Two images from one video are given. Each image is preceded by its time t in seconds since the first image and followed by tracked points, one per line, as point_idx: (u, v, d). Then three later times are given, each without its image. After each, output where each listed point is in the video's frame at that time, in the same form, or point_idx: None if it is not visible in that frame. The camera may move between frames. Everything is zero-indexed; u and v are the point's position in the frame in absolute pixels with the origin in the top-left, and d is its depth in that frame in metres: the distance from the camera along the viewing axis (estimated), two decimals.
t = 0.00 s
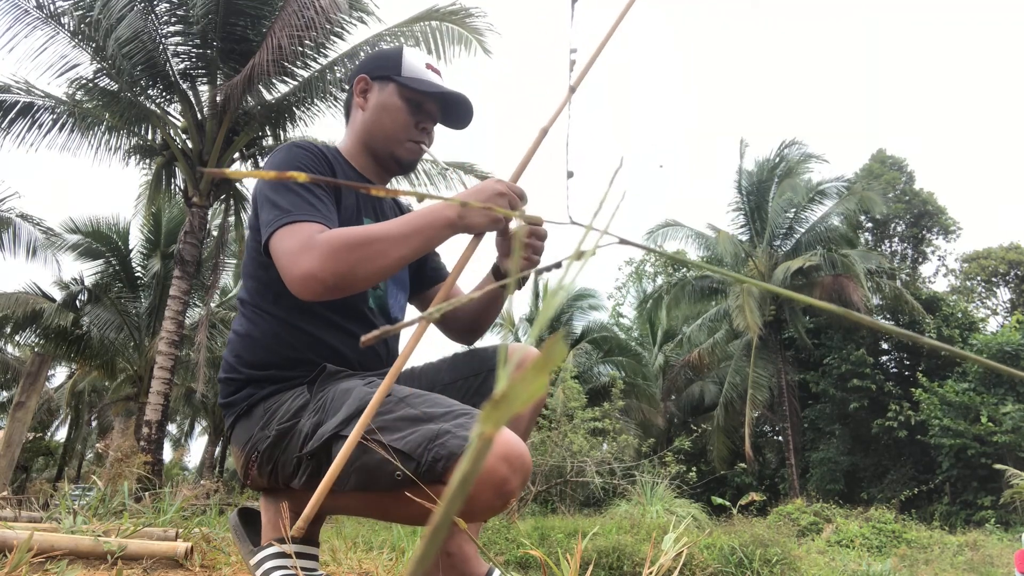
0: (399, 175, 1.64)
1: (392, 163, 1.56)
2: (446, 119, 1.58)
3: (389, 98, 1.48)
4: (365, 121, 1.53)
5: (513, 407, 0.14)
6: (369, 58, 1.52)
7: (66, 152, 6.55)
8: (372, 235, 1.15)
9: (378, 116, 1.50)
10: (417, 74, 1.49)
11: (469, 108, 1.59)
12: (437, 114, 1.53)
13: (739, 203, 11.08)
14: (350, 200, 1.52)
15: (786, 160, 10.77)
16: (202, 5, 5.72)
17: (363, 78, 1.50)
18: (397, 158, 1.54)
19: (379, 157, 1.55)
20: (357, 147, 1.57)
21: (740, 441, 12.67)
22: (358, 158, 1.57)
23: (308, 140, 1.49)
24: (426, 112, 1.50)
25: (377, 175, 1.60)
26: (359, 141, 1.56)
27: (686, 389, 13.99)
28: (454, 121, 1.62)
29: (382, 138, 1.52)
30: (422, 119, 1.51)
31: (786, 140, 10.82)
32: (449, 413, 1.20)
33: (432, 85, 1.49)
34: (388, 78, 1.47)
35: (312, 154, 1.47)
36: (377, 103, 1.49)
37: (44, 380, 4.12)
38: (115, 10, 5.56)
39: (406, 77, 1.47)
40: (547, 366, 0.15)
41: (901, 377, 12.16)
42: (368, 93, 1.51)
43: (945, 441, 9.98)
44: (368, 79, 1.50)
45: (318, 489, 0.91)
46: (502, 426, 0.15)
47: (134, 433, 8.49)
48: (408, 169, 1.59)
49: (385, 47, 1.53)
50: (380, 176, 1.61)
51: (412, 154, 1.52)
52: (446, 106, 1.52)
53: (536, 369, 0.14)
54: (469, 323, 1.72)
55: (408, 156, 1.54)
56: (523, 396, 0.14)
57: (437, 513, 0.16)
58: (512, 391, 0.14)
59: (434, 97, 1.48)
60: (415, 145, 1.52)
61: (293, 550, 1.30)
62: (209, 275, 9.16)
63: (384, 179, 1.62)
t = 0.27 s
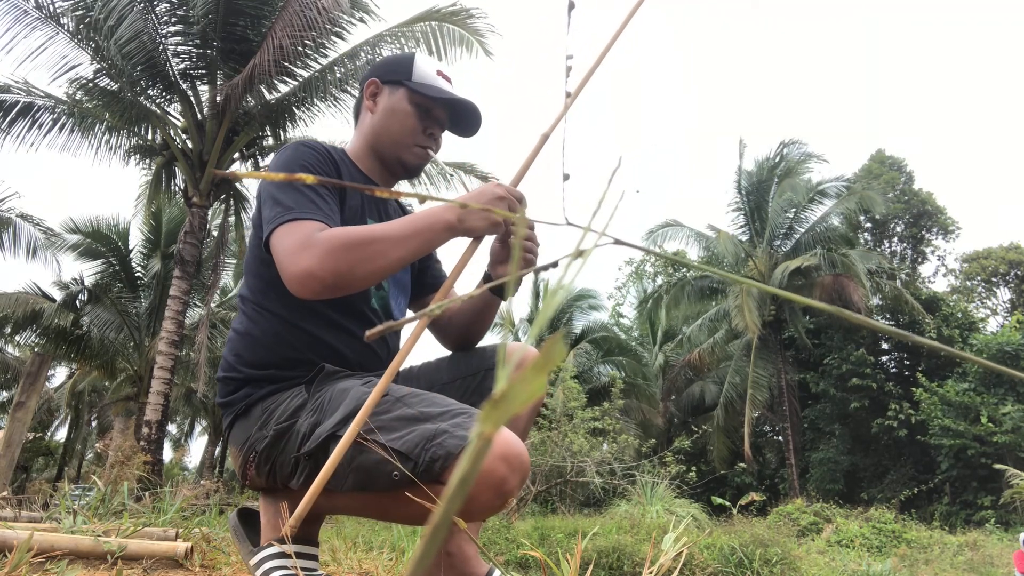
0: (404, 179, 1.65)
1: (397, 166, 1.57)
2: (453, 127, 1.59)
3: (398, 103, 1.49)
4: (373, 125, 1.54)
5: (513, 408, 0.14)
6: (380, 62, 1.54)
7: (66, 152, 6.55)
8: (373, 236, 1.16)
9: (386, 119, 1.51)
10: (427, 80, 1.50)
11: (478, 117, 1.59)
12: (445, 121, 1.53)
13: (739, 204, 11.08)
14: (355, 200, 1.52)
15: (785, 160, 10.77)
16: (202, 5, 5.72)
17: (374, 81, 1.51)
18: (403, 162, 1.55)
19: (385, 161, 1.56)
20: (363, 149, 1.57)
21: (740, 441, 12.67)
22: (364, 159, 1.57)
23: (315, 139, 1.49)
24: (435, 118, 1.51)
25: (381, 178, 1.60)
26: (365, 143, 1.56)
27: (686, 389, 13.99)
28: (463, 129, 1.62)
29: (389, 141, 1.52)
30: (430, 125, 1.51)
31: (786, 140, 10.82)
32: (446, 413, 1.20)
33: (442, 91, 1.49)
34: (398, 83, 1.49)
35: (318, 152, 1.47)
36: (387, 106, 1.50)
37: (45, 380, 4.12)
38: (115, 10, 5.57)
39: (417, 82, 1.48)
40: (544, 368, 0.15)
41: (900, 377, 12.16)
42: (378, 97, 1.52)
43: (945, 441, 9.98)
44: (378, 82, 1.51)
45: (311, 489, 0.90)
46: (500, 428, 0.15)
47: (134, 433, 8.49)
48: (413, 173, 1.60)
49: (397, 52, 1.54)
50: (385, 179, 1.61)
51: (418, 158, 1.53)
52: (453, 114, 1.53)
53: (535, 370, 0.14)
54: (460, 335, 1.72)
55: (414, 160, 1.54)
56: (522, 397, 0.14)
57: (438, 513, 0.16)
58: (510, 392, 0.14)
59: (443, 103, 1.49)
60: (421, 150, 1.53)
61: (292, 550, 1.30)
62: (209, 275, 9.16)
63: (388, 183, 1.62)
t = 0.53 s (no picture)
0: (407, 180, 1.65)
1: (400, 168, 1.57)
2: (456, 128, 1.59)
3: (402, 104, 1.49)
4: (377, 125, 1.54)
5: (510, 409, 0.14)
6: (384, 62, 1.53)
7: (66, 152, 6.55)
8: (373, 239, 1.16)
9: (389, 121, 1.51)
10: (431, 82, 1.50)
11: (482, 120, 1.60)
12: (449, 122, 1.54)
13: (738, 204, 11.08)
14: (357, 201, 1.52)
15: (785, 160, 10.77)
16: (202, 5, 5.73)
17: (378, 83, 1.51)
18: (406, 164, 1.55)
19: (388, 162, 1.56)
20: (366, 149, 1.57)
21: (740, 441, 12.67)
22: (366, 160, 1.57)
23: (318, 140, 1.49)
24: (438, 121, 1.52)
25: (383, 179, 1.61)
26: (368, 144, 1.57)
27: (686, 389, 13.99)
28: (466, 130, 1.63)
29: (392, 142, 1.53)
30: (433, 127, 1.52)
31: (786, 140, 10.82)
32: (445, 414, 1.20)
33: (446, 93, 1.49)
34: (402, 84, 1.49)
35: (321, 154, 1.46)
36: (391, 107, 1.50)
37: (45, 380, 4.12)
38: (115, 10, 5.57)
39: (421, 84, 1.48)
40: (545, 368, 0.15)
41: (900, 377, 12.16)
42: (382, 98, 1.52)
43: (945, 442, 9.98)
44: (382, 83, 1.51)
45: (310, 493, 0.90)
46: (500, 428, 0.15)
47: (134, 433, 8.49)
48: (417, 174, 1.60)
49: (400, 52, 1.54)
50: (388, 180, 1.61)
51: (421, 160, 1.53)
52: (457, 116, 1.54)
53: (534, 372, 0.14)
54: (458, 336, 1.71)
55: (417, 162, 1.55)
56: (521, 398, 0.14)
57: (436, 513, 0.16)
58: (509, 394, 0.14)
59: (447, 105, 1.49)
60: (424, 152, 1.53)
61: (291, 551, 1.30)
62: (209, 275, 9.16)
63: (391, 184, 1.63)
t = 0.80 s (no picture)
0: (407, 181, 1.66)
1: (401, 169, 1.57)
2: (457, 129, 1.59)
3: (402, 105, 1.49)
4: (378, 126, 1.54)
5: (511, 408, 0.14)
6: (384, 62, 1.53)
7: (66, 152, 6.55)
8: (374, 241, 1.16)
9: (391, 122, 1.51)
10: (432, 82, 1.50)
11: (483, 120, 1.59)
12: (450, 123, 1.54)
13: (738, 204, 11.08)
14: (358, 202, 1.52)
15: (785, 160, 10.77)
16: (202, 5, 5.73)
17: (378, 83, 1.51)
18: (407, 164, 1.55)
19: (389, 162, 1.56)
20: (367, 150, 1.57)
21: (740, 441, 12.67)
22: (368, 161, 1.57)
23: (319, 141, 1.49)
24: (440, 121, 1.52)
25: (384, 180, 1.61)
26: (369, 144, 1.57)
27: (686, 389, 13.99)
28: (467, 130, 1.62)
29: (392, 143, 1.53)
30: (434, 127, 1.52)
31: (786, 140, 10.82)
32: (445, 414, 1.20)
33: (447, 93, 1.49)
34: (402, 85, 1.49)
35: (323, 155, 1.46)
36: (391, 108, 1.50)
37: (44, 380, 4.12)
38: (115, 10, 5.57)
39: (422, 84, 1.48)
40: (545, 367, 0.15)
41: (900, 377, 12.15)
42: (382, 99, 1.52)
43: (945, 442, 9.98)
44: (383, 84, 1.51)
45: (304, 495, 0.89)
46: (501, 429, 0.15)
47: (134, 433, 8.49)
48: (418, 175, 1.61)
49: (401, 52, 1.54)
50: (389, 181, 1.62)
51: (422, 161, 1.53)
52: (458, 116, 1.54)
53: (534, 372, 0.14)
54: (456, 338, 1.72)
55: (418, 163, 1.55)
56: (523, 398, 0.14)
57: (437, 513, 0.16)
58: (510, 393, 0.14)
59: (447, 106, 1.49)
60: (425, 152, 1.54)
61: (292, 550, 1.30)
62: (208, 275, 9.16)
63: (392, 184, 1.63)
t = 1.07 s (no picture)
0: (408, 181, 1.66)
1: (401, 169, 1.57)
2: (456, 129, 1.59)
3: (402, 106, 1.49)
4: (377, 126, 1.54)
5: (509, 409, 0.14)
6: (383, 63, 1.53)
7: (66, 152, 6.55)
8: (373, 243, 1.16)
9: (390, 123, 1.51)
10: (431, 82, 1.50)
11: (482, 120, 1.60)
12: (449, 122, 1.54)
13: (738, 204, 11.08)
14: (358, 204, 1.52)
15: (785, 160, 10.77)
16: (202, 5, 5.73)
17: (377, 84, 1.51)
18: (407, 165, 1.56)
19: (388, 163, 1.57)
20: (367, 150, 1.57)
21: (740, 441, 12.66)
22: (368, 161, 1.57)
23: (319, 141, 1.49)
24: (439, 121, 1.52)
25: (384, 180, 1.61)
26: (369, 145, 1.57)
27: (686, 389, 13.99)
28: (466, 130, 1.63)
29: (392, 143, 1.53)
30: (434, 127, 1.52)
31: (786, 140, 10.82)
32: (443, 413, 1.20)
33: (446, 93, 1.49)
34: (401, 85, 1.49)
35: (323, 156, 1.46)
36: (390, 108, 1.50)
37: (45, 380, 4.12)
38: (114, 10, 5.56)
39: (420, 84, 1.48)
40: (545, 365, 0.15)
41: (900, 377, 12.15)
42: (381, 99, 1.52)
43: (945, 442, 9.98)
44: (382, 85, 1.51)
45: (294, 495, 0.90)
46: (500, 425, 0.15)
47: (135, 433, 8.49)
48: (418, 175, 1.61)
49: (399, 52, 1.54)
50: (389, 182, 1.62)
51: (422, 161, 1.54)
52: (457, 115, 1.54)
53: (534, 369, 0.14)
54: (455, 339, 1.72)
55: (418, 163, 1.55)
56: (522, 395, 0.14)
57: (436, 510, 0.16)
58: (509, 392, 0.14)
59: (446, 105, 1.50)
60: (425, 152, 1.54)
61: (292, 550, 1.30)
62: (208, 275, 9.16)
63: (392, 185, 1.63)
